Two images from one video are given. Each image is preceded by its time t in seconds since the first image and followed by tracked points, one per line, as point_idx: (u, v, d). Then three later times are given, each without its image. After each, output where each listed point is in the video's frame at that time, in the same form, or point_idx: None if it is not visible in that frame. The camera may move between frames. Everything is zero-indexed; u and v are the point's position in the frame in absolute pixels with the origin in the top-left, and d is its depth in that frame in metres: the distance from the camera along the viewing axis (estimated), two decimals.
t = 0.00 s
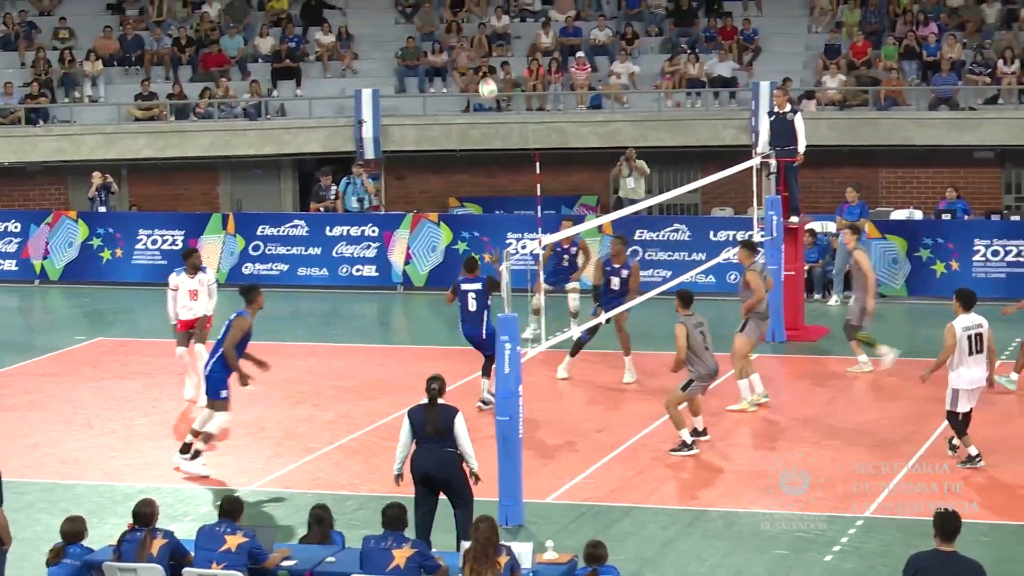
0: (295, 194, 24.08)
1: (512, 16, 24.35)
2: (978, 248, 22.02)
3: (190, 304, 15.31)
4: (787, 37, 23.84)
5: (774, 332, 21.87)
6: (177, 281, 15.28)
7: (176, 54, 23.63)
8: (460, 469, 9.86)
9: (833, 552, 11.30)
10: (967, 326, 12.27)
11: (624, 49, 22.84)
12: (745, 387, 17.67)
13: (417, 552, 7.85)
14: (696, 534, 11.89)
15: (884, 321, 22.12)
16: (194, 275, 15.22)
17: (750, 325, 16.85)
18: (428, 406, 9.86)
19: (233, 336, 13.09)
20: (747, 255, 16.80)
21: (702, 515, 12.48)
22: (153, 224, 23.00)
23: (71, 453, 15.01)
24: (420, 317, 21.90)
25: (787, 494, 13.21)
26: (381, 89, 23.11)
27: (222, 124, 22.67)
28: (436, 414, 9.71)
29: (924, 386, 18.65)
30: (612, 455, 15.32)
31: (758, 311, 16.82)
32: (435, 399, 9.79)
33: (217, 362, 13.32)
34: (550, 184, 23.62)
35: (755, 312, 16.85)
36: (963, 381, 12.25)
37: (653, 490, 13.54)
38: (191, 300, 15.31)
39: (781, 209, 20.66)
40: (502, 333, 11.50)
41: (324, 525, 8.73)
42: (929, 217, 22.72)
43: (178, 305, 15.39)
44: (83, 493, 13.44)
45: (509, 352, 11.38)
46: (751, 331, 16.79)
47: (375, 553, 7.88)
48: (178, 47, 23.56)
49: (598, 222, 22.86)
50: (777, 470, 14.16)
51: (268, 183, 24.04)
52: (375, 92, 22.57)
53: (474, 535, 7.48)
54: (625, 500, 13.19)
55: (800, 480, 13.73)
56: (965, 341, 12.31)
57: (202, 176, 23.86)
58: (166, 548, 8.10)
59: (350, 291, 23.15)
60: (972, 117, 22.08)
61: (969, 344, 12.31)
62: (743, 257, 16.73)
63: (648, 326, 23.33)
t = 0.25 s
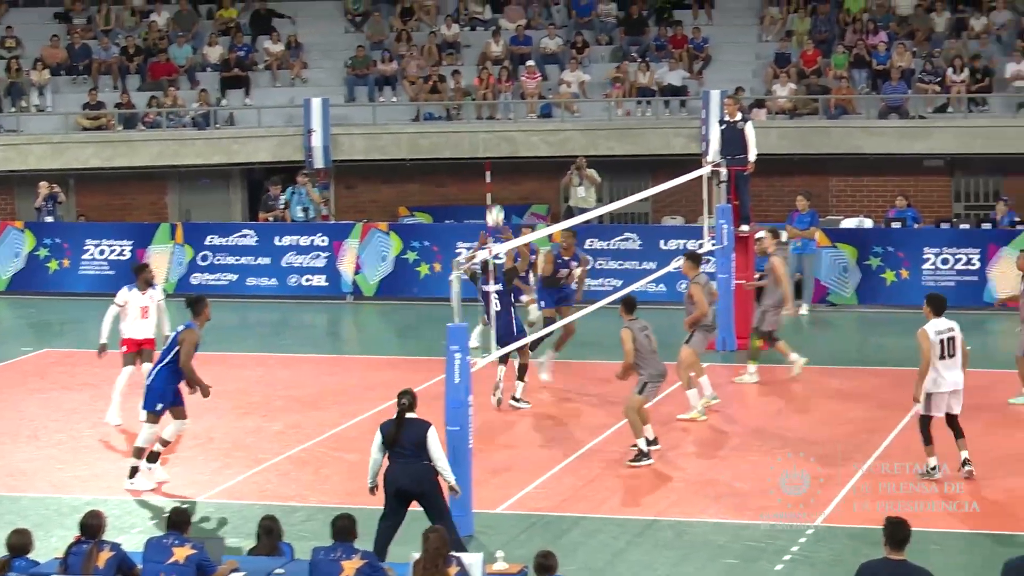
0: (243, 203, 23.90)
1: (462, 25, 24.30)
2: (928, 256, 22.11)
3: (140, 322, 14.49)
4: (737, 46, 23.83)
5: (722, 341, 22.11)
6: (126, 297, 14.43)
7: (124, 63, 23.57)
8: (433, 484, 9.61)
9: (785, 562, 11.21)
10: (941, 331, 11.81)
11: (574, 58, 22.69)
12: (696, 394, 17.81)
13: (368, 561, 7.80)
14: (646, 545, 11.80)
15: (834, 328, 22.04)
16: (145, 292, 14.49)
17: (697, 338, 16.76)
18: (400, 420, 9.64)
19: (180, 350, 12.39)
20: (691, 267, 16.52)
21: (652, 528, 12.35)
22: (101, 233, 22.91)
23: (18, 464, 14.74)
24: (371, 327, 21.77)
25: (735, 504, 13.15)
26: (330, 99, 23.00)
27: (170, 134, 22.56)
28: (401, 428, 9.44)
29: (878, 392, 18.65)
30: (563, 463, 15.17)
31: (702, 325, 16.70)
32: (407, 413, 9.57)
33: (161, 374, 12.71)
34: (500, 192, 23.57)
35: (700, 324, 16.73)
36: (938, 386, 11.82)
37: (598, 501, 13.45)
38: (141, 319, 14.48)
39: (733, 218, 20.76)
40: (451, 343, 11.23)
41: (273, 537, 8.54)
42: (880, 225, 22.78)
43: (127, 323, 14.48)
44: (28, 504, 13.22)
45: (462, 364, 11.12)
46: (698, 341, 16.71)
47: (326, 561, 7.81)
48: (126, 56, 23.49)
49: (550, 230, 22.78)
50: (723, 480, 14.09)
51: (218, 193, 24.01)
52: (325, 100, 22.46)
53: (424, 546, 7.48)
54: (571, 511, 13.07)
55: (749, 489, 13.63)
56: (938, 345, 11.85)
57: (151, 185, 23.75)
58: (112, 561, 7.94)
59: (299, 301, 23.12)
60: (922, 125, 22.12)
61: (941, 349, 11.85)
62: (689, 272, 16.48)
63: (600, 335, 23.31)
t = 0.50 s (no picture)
0: (170, 210, 23.91)
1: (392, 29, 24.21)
2: (860, 262, 21.94)
3: (79, 330, 14.22)
4: (667, 51, 23.78)
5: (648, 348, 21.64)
6: (66, 304, 14.11)
7: (48, 68, 23.37)
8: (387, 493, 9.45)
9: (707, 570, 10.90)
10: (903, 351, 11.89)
11: (504, 62, 22.64)
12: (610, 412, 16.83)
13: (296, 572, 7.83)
14: (578, 554, 11.43)
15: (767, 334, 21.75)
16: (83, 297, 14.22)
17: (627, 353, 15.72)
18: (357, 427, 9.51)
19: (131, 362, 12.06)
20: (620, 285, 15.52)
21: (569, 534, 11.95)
22: (25, 240, 22.68)
23: None
24: (299, 335, 21.31)
25: (660, 508, 12.76)
26: (258, 103, 23.03)
27: (95, 140, 22.22)
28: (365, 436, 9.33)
29: (812, 392, 18.42)
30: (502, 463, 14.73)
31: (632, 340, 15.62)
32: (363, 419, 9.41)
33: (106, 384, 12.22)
34: (430, 199, 23.36)
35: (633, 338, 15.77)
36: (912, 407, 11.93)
37: (516, 505, 13.01)
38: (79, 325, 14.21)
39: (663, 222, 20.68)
40: (381, 350, 10.96)
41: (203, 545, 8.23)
42: (812, 231, 22.60)
43: (66, 332, 14.19)
44: None
45: (394, 373, 10.94)
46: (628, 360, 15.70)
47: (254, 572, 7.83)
48: (50, 60, 23.30)
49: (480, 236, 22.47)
50: (644, 482, 13.74)
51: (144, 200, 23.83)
52: (253, 109, 22.14)
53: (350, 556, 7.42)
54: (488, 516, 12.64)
55: (670, 493, 13.30)
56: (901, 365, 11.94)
57: (76, 192, 23.48)
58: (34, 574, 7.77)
59: (225, 308, 22.81)
60: (853, 130, 21.95)
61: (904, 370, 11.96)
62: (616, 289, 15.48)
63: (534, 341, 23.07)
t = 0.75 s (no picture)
0: (131, 216, 23.64)
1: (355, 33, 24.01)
2: (829, 266, 21.67)
3: (62, 338, 14.27)
4: (633, 54, 23.58)
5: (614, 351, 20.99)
6: (52, 313, 14.22)
7: (6, 71, 23.10)
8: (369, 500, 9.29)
9: None
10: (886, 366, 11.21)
11: (468, 66, 22.48)
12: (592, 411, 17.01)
13: None
14: (547, 562, 11.11)
15: (735, 340, 21.49)
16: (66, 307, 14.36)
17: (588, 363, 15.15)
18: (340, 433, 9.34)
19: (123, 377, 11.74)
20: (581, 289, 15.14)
21: (526, 544, 11.64)
22: None
23: None
24: (264, 342, 20.97)
25: (621, 518, 12.46)
26: (219, 107, 22.79)
27: (55, 144, 21.91)
28: (346, 440, 9.17)
29: (780, 397, 18.17)
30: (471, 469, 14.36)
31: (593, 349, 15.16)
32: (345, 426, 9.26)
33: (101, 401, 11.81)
34: (394, 205, 23.13)
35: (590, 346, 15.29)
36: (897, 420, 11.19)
37: (475, 512, 12.68)
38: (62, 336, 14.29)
39: (631, 226, 20.45)
40: (345, 357, 10.65)
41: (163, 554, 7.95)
42: (780, 236, 22.37)
43: (49, 341, 14.25)
44: None
45: (360, 380, 10.72)
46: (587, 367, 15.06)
47: None
48: (8, 64, 23.03)
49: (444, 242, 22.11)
50: (605, 490, 13.44)
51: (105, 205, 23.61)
52: (214, 109, 22.00)
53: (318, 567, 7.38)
54: (445, 524, 12.32)
55: (630, 501, 13.01)
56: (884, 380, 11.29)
57: (35, 198, 23.17)
58: None
59: (188, 314, 22.52)
60: (821, 134, 21.73)
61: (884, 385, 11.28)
62: (577, 294, 15.07)
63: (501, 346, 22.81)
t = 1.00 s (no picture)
0: (129, 219, 23.60)
1: (353, 35, 23.98)
2: (828, 270, 21.60)
3: (88, 342, 14.18)
4: (632, 56, 23.52)
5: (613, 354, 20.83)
6: (77, 313, 14.10)
7: (3, 75, 23.08)
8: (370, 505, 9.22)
9: None
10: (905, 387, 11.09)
11: (466, 69, 22.44)
12: (574, 414, 16.66)
13: None
14: (546, 566, 11.06)
15: (735, 343, 21.45)
16: (96, 309, 14.20)
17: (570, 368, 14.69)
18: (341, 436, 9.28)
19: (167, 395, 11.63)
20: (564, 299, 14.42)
21: (523, 549, 11.57)
22: None
23: None
24: (263, 345, 20.93)
25: (620, 522, 12.39)
26: (217, 109, 22.74)
27: (53, 147, 21.89)
28: (347, 444, 9.11)
29: (780, 401, 18.10)
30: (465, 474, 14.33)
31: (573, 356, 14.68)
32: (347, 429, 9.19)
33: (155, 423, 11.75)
34: (392, 208, 23.09)
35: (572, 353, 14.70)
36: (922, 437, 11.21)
37: (472, 516, 12.63)
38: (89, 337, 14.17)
39: (629, 230, 20.39)
40: (344, 361, 10.61)
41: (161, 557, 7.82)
42: (779, 239, 22.30)
43: (75, 341, 14.20)
44: None
45: (359, 383, 10.68)
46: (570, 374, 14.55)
47: None
48: (6, 67, 23.01)
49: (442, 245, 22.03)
50: (602, 494, 13.37)
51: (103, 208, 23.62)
52: (213, 113, 22.03)
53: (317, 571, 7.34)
54: (442, 527, 12.27)
55: (627, 505, 12.96)
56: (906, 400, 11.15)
57: (33, 201, 23.15)
58: None
59: (186, 317, 22.48)
60: (821, 137, 21.68)
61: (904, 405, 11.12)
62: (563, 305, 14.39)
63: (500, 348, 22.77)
